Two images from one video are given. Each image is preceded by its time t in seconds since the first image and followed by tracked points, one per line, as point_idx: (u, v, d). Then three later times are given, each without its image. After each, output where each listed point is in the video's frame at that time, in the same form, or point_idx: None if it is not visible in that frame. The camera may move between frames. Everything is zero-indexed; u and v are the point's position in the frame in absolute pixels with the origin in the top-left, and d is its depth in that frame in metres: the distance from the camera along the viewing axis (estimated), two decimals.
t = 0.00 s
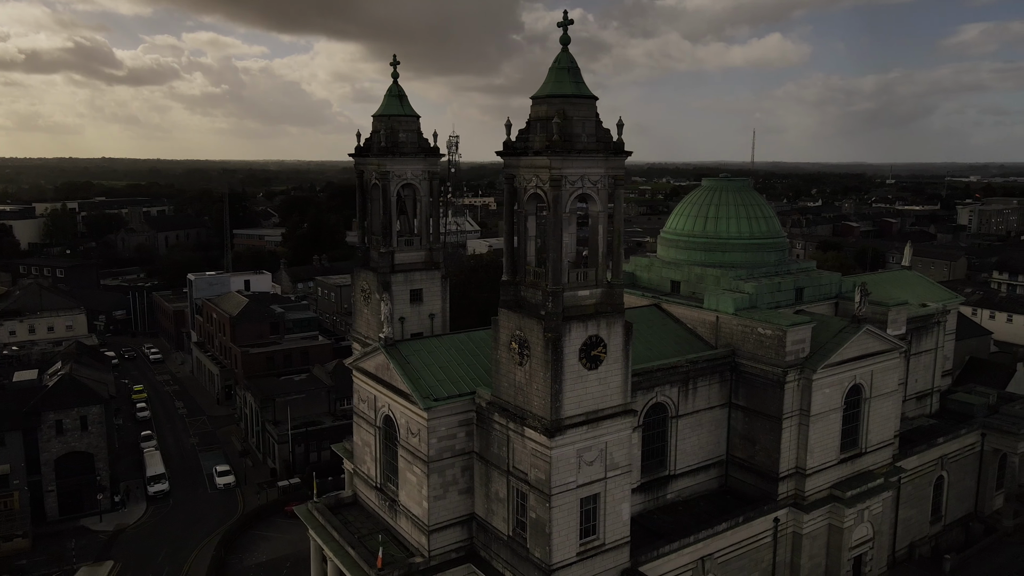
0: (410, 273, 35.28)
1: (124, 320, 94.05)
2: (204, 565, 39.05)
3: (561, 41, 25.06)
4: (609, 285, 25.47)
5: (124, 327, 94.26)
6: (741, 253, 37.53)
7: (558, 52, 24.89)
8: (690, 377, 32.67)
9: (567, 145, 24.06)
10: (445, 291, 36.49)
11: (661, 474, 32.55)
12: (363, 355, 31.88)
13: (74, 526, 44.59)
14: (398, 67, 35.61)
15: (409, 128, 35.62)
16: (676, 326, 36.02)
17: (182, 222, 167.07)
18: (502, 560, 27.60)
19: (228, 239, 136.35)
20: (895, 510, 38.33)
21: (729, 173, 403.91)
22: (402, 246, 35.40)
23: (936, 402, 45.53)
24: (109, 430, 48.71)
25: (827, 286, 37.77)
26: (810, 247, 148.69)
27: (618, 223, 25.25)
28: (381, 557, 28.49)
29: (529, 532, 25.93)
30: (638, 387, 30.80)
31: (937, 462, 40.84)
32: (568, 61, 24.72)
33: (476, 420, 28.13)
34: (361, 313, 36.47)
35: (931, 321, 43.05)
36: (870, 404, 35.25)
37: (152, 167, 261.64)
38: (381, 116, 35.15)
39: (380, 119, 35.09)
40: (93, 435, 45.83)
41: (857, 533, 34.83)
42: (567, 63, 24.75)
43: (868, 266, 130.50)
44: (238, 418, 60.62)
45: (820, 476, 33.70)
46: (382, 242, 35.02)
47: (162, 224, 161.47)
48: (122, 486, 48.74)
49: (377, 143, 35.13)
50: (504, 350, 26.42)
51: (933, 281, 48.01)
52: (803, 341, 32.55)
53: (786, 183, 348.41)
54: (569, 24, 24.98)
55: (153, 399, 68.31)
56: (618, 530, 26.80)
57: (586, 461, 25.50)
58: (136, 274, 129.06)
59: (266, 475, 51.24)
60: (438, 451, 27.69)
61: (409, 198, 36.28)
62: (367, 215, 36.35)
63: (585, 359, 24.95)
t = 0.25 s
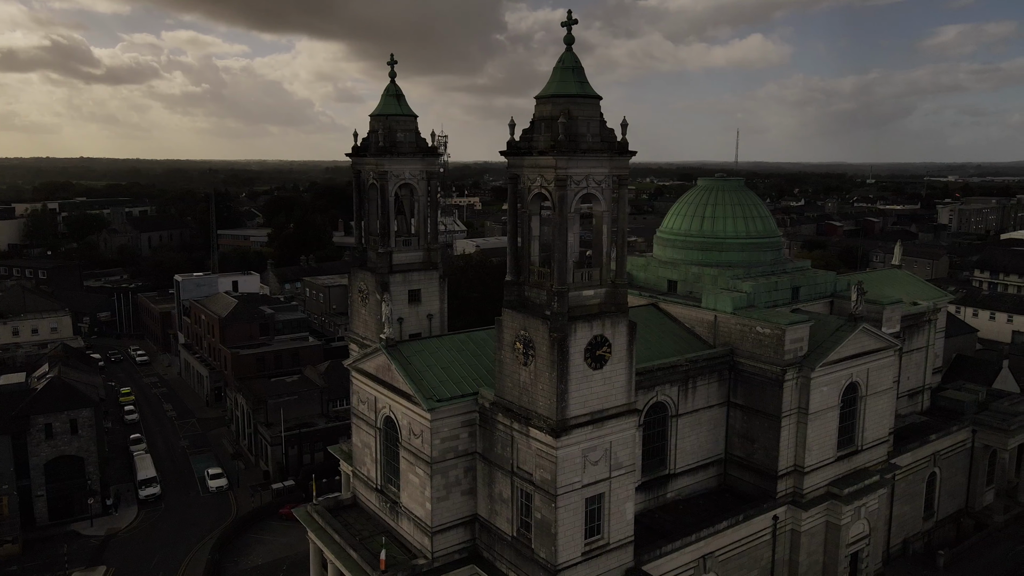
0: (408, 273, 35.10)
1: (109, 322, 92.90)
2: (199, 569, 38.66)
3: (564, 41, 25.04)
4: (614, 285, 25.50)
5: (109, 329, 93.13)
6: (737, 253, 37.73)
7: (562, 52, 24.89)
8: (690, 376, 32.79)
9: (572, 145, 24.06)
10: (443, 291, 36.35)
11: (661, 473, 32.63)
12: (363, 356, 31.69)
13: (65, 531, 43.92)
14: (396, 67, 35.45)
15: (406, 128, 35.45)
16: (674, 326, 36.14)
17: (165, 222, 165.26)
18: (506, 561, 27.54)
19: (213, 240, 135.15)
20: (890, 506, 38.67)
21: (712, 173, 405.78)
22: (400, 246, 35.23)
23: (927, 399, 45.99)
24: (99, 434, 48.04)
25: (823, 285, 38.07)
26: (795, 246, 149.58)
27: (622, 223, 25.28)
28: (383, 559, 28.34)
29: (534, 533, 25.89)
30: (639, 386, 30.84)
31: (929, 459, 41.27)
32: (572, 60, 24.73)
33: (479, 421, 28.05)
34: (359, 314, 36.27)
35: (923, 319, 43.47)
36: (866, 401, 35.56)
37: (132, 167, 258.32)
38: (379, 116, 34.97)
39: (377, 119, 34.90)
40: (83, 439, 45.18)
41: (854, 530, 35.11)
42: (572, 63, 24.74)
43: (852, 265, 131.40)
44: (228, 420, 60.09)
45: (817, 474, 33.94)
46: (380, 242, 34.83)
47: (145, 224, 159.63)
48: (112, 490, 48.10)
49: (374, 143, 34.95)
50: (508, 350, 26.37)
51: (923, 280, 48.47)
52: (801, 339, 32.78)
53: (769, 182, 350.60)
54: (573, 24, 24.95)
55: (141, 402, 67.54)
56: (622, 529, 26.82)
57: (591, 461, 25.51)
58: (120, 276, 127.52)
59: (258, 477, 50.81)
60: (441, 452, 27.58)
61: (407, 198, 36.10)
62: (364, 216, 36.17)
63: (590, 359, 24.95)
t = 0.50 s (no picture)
0: (407, 274, 34.93)
1: (94, 323, 91.85)
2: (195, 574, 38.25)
3: (569, 41, 25.02)
4: (618, 285, 25.51)
5: (95, 331, 92.03)
6: (735, 253, 37.90)
7: (566, 52, 24.85)
8: (690, 375, 32.89)
9: (578, 145, 24.03)
10: (442, 292, 36.21)
11: (662, 472, 32.72)
12: (364, 357, 31.52)
13: (56, 537, 43.32)
14: (394, 66, 35.27)
15: (404, 128, 35.29)
16: (673, 325, 36.24)
17: (148, 223, 163.46)
18: (511, 562, 27.50)
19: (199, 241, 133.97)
20: (886, 503, 39.00)
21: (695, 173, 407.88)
22: (399, 247, 35.09)
23: (919, 397, 46.44)
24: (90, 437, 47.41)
25: (818, 285, 38.36)
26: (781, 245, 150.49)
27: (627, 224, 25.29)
28: (387, 561, 28.21)
29: (540, 533, 25.87)
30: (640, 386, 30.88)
31: (923, 456, 41.69)
32: (577, 60, 24.70)
33: (483, 422, 27.99)
34: (357, 315, 36.07)
35: (915, 317, 43.87)
36: (862, 399, 35.86)
37: (114, 167, 255.46)
38: (377, 116, 34.78)
39: (375, 118, 34.72)
40: (74, 442, 44.55)
41: (851, 527, 35.40)
42: (577, 63, 24.72)
43: (837, 264, 132.53)
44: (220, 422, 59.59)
45: (816, 472, 34.17)
46: (379, 243, 34.66)
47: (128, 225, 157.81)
48: (104, 494, 47.50)
49: (372, 143, 34.76)
50: (512, 350, 26.32)
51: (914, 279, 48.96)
52: (800, 338, 32.98)
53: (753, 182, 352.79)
54: (578, 24, 24.94)
55: (130, 405, 66.79)
56: (627, 529, 26.86)
57: (597, 461, 25.53)
58: (104, 277, 126.07)
59: (252, 480, 50.40)
60: (445, 453, 27.48)
61: (405, 198, 35.95)
62: (362, 216, 35.98)
63: (596, 359, 24.96)
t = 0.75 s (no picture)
0: (408, 274, 34.77)
1: (81, 325, 90.82)
2: None
3: (575, 42, 25.01)
4: (624, 285, 25.53)
5: (82, 332, 90.99)
6: (734, 252, 38.06)
7: (573, 52, 24.85)
8: (691, 375, 32.99)
9: (585, 145, 24.03)
10: (441, 293, 36.08)
11: (664, 472, 32.79)
12: (366, 358, 31.37)
13: (49, 541, 42.79)
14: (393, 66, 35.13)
15: (404, 128, 35.15)
16: (673, 325, 36.33)
17: (133, 224, 161.83)
18: (516, 562, 27.45)
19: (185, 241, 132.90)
20: (883, 501, 39.31)
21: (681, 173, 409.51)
22: (399, 248, 34.94)
23: (913, 395, 46.84)
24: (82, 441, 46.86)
25: (816, 284, 38.62)
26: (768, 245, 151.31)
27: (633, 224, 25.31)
28: (392, 563, 28.08)
29: (546, 534, 25.84)
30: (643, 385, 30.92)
31: (918, 453, 42.08)
32: (584, 61, 24.70)
33: (488, 423, 27.93)
34: (357, 316, 35.88)
35: (910, 316, 44.24)
36: (860, 398, 36.13)
37: (96, 167, 252.49)
38: (377, 116, 34.63)
39: (375, 118, 34.56)
40: (67, 446, 44.03)
41: (850, 524, 35.67)
42: (583, 64, 24.72)
43: (824, 263, 133.47)
44: (212, 424, 59.11)
45: (815, 470, 34.39)
46: (379, 243, 34.48)
47: (112, 226, 156.16)
48: (97, 498, 46.97)
49: (372, 143, 34.58)
50: (518, 351, 26.27)
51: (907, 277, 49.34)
52: (800, 337, 33.17)
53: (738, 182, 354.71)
54: (584, 24, 24.94)
55: (120, 407, 66.09)
56: (633, 529, 26.90)
57: (604, 461, 25.54)
58: (89, 278, 124.60)
59: (247, 483, 50.03)
60: (450, 455, 27.40)
61: (405, 198, 35.80)
62: (362, 216, 35.79)
63: (603, 359, 24.97)
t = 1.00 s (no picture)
0: (409, 275, 34.64)
1: (68, 327, 89.80)
2: None
3: (582, 42, 24.99)
4: (631, 285, 25.55)
5: (69, 334, 89.96)
6: (733, 252, 38.22)
7: (580, 53, 24.83)
8: (693, 374, 33.08)
9: (593, 145, 24.05)
10: (442, 293, 35.95)
11: (667, 472, 32.85)
12: (368, 360, 31.25)
13: (43, 546, 42.25)
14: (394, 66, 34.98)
15: (405, 128, 35.00)
16: (673, 325, 36.42)
17: (118, 224, 160.24)
18: (523, 564, 27.41)
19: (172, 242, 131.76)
20: (881, 498, 39.59)
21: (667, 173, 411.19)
22: (400, 248, 34.80)
23: (907, 393, 47.23)
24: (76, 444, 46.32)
25: (814, 283, 38.85)
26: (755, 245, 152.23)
27: (640, 224, 25.34)
28: (398, 566, 27.95)
29: (554, 535, 25.82)
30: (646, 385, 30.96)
31: (914, 451, 42.45)
32: (591, 61, 24.70)
33: (493, 423, 27.87)
34: (357, 317, 35.72)
35: (905, 315, 44.59)
36: (859, 397, 36.38)
37: (79, 167, 249.74)
38: (378, 116, 34.47)
39: (376, 118, 34.40)
40: (61, 449, 43.51)
41: (850, 522, 35.91)
42: (591, 64, 24.72)
43: (811, 263, 134.53)
44: (206, 427, 58.65)
45: (816, 469, 34.59)
46: (380, 244, 34.31)
47: (97, 226, 154.53)
48: (91, 502, 46.42)
49: (373, 143, 34.41)
50: (525, 351, 26.24)
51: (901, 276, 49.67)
52: (801, 337, 33.34)
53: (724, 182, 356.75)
54: (591, 24, 24.93)
55: (110, 410, 65.40)
56: (639, 529, 26.93)
57: (611, 461, 25.56)
58: (74, 279, 123.21)
59: (242, 485, 49.68)
60: (456, 456, 27.31)
61: (405, 199, 35.64)
62: (362, 217, 35.62)
63: (611, 360, 24.98)
